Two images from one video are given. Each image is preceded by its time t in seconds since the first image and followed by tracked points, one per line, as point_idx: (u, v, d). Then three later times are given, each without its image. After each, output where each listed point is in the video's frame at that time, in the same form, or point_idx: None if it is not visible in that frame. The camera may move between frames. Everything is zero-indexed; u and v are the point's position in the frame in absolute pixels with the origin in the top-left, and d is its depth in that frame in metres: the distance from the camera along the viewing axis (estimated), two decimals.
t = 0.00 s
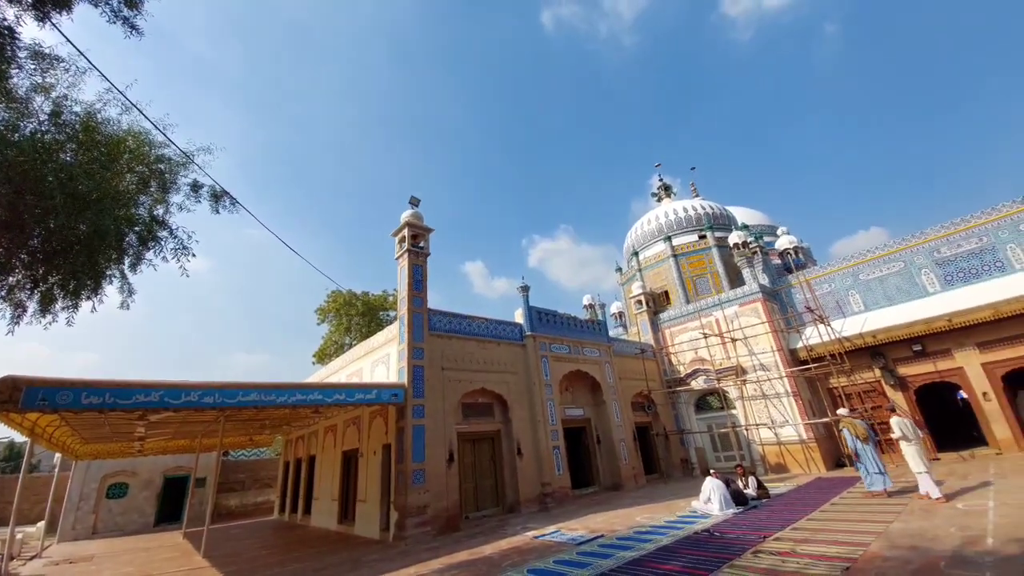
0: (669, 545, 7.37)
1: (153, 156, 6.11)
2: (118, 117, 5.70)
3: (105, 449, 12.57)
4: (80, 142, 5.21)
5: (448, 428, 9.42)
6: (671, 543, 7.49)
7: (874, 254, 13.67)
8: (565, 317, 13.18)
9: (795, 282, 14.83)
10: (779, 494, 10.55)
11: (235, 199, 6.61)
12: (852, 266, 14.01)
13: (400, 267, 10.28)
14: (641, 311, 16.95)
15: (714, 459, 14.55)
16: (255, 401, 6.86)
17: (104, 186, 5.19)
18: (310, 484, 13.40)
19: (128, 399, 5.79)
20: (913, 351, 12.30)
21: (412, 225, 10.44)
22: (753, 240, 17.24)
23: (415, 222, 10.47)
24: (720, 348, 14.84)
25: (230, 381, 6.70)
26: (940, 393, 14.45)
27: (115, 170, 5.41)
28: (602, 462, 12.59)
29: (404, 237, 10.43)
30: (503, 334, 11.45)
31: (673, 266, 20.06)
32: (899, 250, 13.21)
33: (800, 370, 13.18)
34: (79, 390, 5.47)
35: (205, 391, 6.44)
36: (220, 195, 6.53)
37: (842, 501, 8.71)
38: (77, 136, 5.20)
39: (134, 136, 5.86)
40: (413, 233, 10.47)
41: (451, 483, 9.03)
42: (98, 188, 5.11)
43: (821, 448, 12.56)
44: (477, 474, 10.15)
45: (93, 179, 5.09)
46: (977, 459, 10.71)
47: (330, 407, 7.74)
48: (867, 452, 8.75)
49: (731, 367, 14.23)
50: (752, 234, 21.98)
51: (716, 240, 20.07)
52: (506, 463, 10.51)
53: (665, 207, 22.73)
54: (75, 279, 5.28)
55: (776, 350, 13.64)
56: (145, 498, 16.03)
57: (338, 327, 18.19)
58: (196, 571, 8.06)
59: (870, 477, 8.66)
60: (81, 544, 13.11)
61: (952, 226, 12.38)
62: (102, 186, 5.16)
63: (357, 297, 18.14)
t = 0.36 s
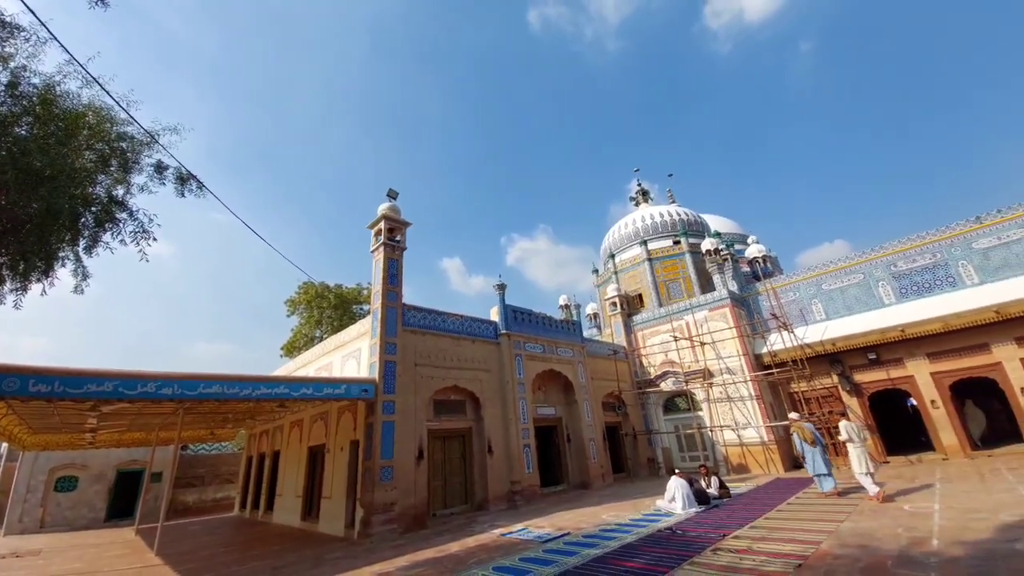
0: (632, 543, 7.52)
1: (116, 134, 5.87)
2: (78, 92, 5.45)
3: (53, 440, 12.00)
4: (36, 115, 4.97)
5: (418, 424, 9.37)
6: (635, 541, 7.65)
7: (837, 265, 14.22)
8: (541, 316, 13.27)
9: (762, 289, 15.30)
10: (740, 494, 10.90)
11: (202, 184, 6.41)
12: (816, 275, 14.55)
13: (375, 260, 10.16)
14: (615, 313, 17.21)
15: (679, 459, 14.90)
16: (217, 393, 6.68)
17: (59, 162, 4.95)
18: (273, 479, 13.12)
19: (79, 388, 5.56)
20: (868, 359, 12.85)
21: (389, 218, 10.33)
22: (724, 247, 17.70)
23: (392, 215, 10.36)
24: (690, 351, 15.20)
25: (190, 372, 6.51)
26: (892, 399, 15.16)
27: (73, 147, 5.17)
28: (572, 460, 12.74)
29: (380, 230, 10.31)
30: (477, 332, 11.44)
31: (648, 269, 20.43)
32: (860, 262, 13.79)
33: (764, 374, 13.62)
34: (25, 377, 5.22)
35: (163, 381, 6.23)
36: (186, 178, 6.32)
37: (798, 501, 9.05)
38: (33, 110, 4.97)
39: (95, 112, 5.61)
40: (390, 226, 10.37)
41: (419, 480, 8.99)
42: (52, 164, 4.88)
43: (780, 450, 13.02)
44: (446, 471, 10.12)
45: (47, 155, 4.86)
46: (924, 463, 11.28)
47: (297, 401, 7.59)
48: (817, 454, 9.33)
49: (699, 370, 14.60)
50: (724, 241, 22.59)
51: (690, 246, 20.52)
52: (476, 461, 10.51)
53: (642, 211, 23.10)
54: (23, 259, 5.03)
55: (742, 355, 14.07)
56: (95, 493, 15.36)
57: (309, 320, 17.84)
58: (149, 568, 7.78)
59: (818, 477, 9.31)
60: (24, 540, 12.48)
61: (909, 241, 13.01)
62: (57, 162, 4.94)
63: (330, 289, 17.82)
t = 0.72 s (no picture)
0: (596, 540, 7.64)
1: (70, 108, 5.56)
2: (30, 62, 5.14)
3: None
4: None
5: (386, 421, 9.26)
6: (598, 538, 7.77)
7: (799, 273, 14.76)
8: (514, 315, 13.30)
9: (728, 295, 15.74)
10: (701, 492, 11.20)
11: (162, 166, 6.17)
12: (779, 282, 15.05)
13: (347, 253, 9.97)
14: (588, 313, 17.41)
15: (644, 457, 15.19)
16: (172, 384, 6.42)
17: (5, 137, 4.68)
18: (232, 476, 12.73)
19: (22, 377, 5.26)
20: (824, 364, 13.38)
21: (363, 210, 10.15)
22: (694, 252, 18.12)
23: (366, 207, 10.18)
24: (658, 353, 15.53)
25: (144, 363, 6.25)
26: (844, 402, 15.84)
27: (21, 121, 4.89)
28: (540, 458, 12.82)
29: (353, 222, 10.12)
30: (449, 329, 11.37)
31: (621, 272, 20.74)
32: (819, 271, 14.36)
33: (727, 377, 14.05)
34: None
35: (113, 372, 5.96)
36: (144, 159, 6.07)
37: (755, 499, 9.38)
38: None
39: (46, 85, 5.30)
40: (363, 219, 10.19)
41: (385, 478, 8.89)
42: None
43: (740, 450, 13.46)
44: (413, 469, 10.03)
45: None
46: (872, 464, 11.85)
47: (259, 396, 7.39)
48: (772, 453, 9.70)
49: (666, 371, 14.91)
50: (694, 247, 23.15)
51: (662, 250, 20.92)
52: (444, 459, 10.46)
53: (618, 215, 23.42)
54: None
55: (707, 357, 14.47)
56: (38, 488, 14.60)
57: (276, 312, 17.39)
58: (95, 568, 7.45)
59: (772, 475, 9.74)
60: None
61: (866, 253, 13.63)
62: (3, 136, 4.66)
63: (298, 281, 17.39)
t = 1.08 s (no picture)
0: (560, 540, 7.69)
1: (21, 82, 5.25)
2: None
3: None
4: None
5: (352, 419, 9.09)
6: (563, 538, 7.83)
7: (763, 281, 15.25)
8: (488, 314, 13.27)
9: (697, 301, 16.12)
10: (664, 493, 11.44)
11: (120, 147, 5.90)
12: (745, 289, 15.50)
13: (317, 246, 9.75)
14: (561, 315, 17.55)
15: (611, 458, 15.40)
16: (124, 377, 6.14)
17: None
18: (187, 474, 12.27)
19: None
20: (784, 369, 13.84)
21: (335, 202, 9.94)
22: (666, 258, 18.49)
23: (339, 200, 9.97)
24: (628, 356, 15.78)
25: (94, 354, 5.96)
26: (803, 406, 16.44)
27: None
28: (509, 458, 12.84)
29: (325, 214, 9.90)
30: (421, 327, 11.24)
31: (595, 275, 20.97)
32: (782, 281, 14.88)
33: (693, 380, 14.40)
34: None
35: (59, 362, 5.65)
36: (100, 139, 5.79)
37: (716, 499, 9.63)
38: None
39: None
40: (336, 212, 9.97)
41: (349, 478, 8.72)
42: None
43: (703, 451, 13.81)
44: (379, 468, 9.88)
45: None
46: (826, 466, 12.35)
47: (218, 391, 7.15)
48: (738, 454, 10.10)
49: (635, 374, 15.18)
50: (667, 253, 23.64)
51: (635, 255, 21.28)
52: (412, 458, 10.33)
53: (593, 218, 23.69)
54: None
55: (674, 361, 14.81)
56: None
57: (240, 305, 16.85)
58: (34, 570, 7.05)
59: (736, 476, 10.08)
60: None
61: (826, 264, 14.20)
62: None
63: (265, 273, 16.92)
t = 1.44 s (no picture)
0: (522, 538, 7.74)
1: None
2: None
3: None
4: None
5: (311, 417, 8.85)
6: (525, 536, 7.86)
7: (724, 286, 15.75)
8: (455, 312, 13.17)
9: (661, 304, 16.51)
10: (625, 491, 11.68)
11: (65, 124, 5.53)
12: (706, 294, 15.98)
13: (279, 237, 9.44)
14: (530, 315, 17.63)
15: (575, 456, 15.59)
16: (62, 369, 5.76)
17: None
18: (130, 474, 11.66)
19: None
20: (740, 371, 14.35)
21: (300, 192, 9.64)
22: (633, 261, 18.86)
23: (304, 190, 9.69)
24: (594, 356, 16.02)
25: (28, 345, 5.57)
26: (759, 407, 17.09)
27: None
28: (473, 456, 12.79)
29: (288, 204, 9.60)
30: (386, 323, 11.05)
31: (564, 276, 21.17)
32: (740, 287, 15.42)
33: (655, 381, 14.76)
34: None
35: None
36: (42, 114, 5.40)
37: (673, 496, 9.90)
38: None
39: None
40: (300, 202, 9.68)
41: (307, 477, 8.49)
42: None
43: (662, 450, 14.18)
44: (339, 468, 9.67)
45: None
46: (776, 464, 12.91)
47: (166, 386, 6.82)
48: (696, 453, 10.42)
49: (600, 374, 15.43)
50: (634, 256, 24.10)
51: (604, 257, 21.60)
52: (373, 458, 10.15)
53: (565, 220, 23.91)
54: None
55: (638, 362, 15.14)
56: None
57: (194, 296, 16.15)
58: None
59: (693, 475, 10.40)
60: None
61: (782, 272, 14.80)
62: None
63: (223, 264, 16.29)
